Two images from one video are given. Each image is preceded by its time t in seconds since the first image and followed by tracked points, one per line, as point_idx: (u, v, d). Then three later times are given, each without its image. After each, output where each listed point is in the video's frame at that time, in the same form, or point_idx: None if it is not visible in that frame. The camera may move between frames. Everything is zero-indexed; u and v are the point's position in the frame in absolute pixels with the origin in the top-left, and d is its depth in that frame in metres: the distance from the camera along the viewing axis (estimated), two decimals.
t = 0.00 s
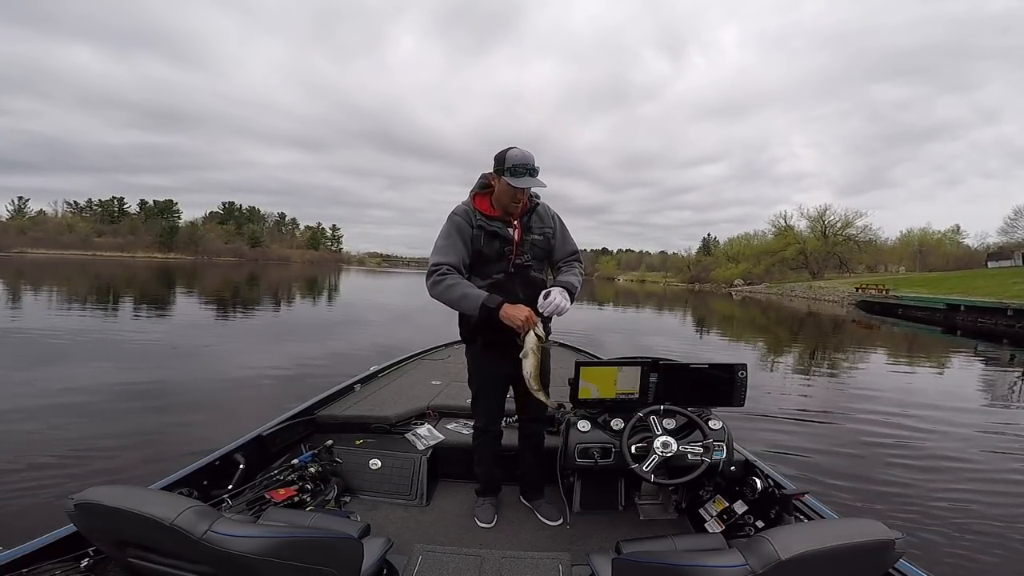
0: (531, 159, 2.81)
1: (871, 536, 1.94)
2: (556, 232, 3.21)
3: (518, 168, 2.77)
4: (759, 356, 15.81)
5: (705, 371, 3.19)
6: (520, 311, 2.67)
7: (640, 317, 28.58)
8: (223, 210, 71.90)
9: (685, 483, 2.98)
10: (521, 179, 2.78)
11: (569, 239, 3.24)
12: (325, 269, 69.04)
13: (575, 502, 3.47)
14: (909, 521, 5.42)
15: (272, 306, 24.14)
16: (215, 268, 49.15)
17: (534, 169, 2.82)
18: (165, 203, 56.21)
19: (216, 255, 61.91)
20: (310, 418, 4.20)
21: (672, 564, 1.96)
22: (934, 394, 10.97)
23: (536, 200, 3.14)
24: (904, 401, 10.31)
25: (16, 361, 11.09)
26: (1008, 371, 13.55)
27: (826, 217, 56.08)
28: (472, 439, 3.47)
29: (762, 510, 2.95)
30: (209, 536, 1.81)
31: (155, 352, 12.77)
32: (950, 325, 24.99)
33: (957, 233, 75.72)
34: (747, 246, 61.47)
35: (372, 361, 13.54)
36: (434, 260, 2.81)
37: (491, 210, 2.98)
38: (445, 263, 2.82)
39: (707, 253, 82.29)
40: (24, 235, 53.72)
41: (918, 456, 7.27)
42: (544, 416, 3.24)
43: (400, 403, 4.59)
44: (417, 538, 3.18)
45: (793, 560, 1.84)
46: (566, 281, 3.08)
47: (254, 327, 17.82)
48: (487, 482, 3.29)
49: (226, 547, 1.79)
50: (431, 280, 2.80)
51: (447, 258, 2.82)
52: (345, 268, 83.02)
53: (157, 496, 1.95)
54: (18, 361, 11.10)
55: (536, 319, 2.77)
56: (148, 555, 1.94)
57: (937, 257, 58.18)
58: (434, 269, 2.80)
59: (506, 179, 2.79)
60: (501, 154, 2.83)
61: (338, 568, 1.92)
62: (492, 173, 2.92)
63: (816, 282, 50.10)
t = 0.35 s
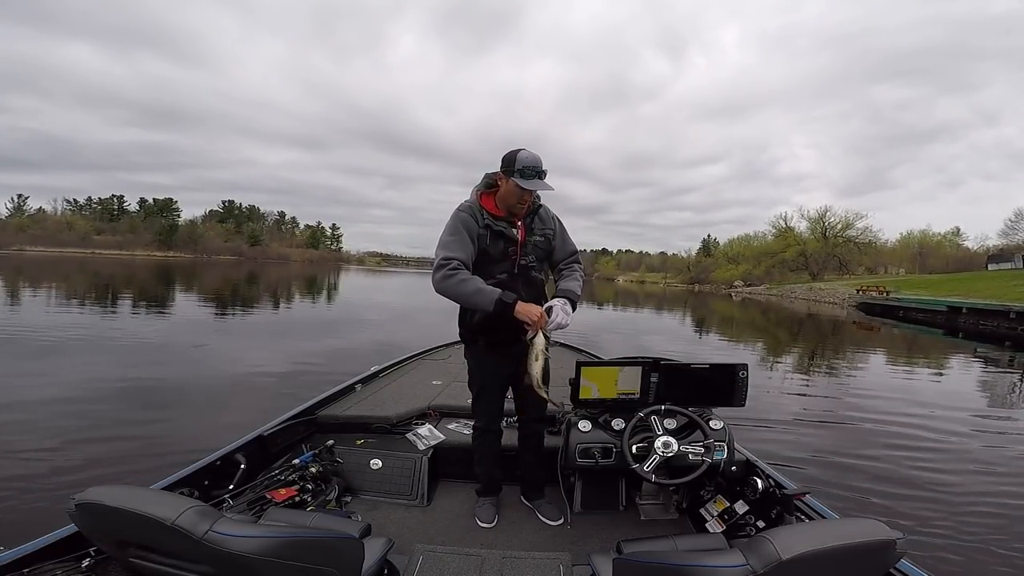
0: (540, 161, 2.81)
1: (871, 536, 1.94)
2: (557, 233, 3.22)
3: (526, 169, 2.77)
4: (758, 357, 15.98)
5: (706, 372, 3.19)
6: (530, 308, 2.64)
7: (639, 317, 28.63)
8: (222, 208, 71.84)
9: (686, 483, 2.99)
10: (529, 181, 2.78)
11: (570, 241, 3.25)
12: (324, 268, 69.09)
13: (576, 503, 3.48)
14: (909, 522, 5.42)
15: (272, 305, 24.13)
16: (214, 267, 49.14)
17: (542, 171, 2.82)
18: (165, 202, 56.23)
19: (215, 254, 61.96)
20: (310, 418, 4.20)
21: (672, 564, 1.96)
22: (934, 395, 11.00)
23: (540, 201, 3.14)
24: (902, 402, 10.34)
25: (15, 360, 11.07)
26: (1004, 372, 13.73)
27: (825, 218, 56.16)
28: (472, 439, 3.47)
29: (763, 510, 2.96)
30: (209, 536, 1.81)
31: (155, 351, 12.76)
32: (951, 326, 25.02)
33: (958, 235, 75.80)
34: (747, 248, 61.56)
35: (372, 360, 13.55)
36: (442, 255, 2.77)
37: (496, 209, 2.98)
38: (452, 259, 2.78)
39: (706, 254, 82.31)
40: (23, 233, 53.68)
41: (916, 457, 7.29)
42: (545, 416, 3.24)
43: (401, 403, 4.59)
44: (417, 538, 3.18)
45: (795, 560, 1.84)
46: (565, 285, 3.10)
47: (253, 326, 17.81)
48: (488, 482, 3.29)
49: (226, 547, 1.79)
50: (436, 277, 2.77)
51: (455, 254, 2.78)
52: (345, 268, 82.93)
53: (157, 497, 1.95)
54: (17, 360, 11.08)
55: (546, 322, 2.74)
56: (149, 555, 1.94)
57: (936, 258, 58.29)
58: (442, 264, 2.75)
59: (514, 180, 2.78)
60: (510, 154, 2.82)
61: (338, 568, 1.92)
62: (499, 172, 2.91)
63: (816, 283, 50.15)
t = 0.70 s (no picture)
0: (540, 161, 2.81)
1: (871, 536, 1.94)
2: (559, 233, 3.23)
3: (526, 169, 2.76)
4: (757, 357, 16.05)
5: (706, 371, 3.19)
6: (530, 305, 2.64)
7: (638, 318, 28.65)
8: (221, 208, 71.75)
9: (686, 483, 2.99)
10: (529, 181, 2.78)
11: (572, 240, 3.26)
12: (324, 268, 69.05)
13: (576, 503, 3.48)
14: (910, 524, 5.42)
15: (271, 305, 24.10)
16: (213, 267, 49.10)
17: (542, 171, 2.82)
18: (163, 202, 56.20)
19: (214, 254, 61.95)
20: (310, 418, 4.19)
21: (672, 565, 1.96)
22: (934, 396, 11.01)
23: (541, 201, 3.15)
24: (902, 403, 10.36)
25: (13, 360, 11.04)
26: (1004, 373, 13.75)
27: (825, 219, 56.23)
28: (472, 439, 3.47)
29: (763, 510, 2.97)
30: (210, 536, 1.81)
31: (154, 351, 12.74)
32: (952, 327, 25.03)
33: (958, 236, 75.92)
34: (747, 248, 61.62)
35: (372, 360, 13.55)
36: (443, 254, 2.76)
37: (498, 209, 2.97)
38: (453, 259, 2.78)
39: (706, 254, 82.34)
40: (22, 233, 53.57)
41: (915, 457, 7.31)
42: (546, 416, 3.24)
43: (402, 403, 4.58)
44: (418, 538, 3.18)
45: (795, 560, 1.84)
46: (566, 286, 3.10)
47: (252, 326, 17.80)
48: (489, 482, 3.29)
49: (227, 547, 1.78)
50: (437, 278, 2.77)
51: (455, 254, 2.78)
52: (344, 267, 82.84)
53: (158, 496, 1.95)
54: (15, 361, 11.05)
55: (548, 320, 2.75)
56: (149, 555, 1.94)
57: (935, 259, 58.39)
58: (442, 264, 2.75)
59: (514, 180, 2.78)
60: (510, 154, 2.82)
61: (339, 568, 1.92)
62: (500, 173, 2.90)
63: (815, 284, 50.21)
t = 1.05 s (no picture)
0: (530, 160, 2.79)
1: (872, 536, 1.94)
2: (558, 230, 3.21)
3: (516, 169, 2.76)
4: (756, 357, 16.04)
5: (707, 371, 3.18)
6: (527, 309, 2.64)
7: (637, 318, 28.68)
8: (219, 208, 71.60)
9: (687, 483, 2.99)
10: (521, 181, 2.77)
11: (573, 236, 3.24)
12: (323, 269, 68.94)
13: (577, 502, 3.47)
14: (911, 524, 5.40)
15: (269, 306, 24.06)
16: (211, 267, 48.96)
17: (533, 170, 2.81)
18: (161, 202, 56.08)
19: (212, 255, 61.85)
20: (311, 418, 4.18)
21: (673, 564, 1.96)
22: (934, 396, 10.98)
23: (538, 198, 3.14)
24: (901, 402, 10.37)
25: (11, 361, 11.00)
26: (1004, 372, 13.72)
27: (823, 219, 56.29)
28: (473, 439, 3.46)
29: (764, 510, 2.97)
30: (211, 536, 1.80)
31: (153, 351, 12.71)
32: (952, 326, 25.05)
33: (956, 235, 76.01)
34: (745, 248, 61.68)
35: (371, 360, 13.53)
36: (439, 262, 2.79)
37: (494, 211, 2.98)
38: (450, 266, 2.81)
39: (704, 254, 82.33)
40: (18, 233, 53.35)
41: (916, 457, 7.31)
42: (548, 416, 3.23)
43: (403, 403, 4.57)
44: (419, 538, 3.17)
45: (796, 560, 1.84)
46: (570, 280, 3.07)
47: (251, 326, 17.76)
48: (490, 482, 3.28)
49: (228, 547, 1.77)
50: (438, 285, 2.80)
51: (451, 261, 2.80)
52: (342, 268, 82.71)
53: (159, 496, 1.93)
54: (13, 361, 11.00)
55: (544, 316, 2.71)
56: (150, 555, 1.93)
57: (933, 258, 58.51)
58: (438, 271, 2.79)
59: (506, 181, 2.77)
60: (499, 155, 2.82)
61: (339, 568, 1.92)
62: (492, 175, 2.90)
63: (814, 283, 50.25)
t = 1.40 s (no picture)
0: (525, 161, 2.78)
1: (874, 536, 1.94)
2: (560, 229, 3.20)
3: (511, 171, 2.75)
4: (755, 356, 16.03)
5: (708, 371, 3.18)
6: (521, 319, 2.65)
7: (636, 317, 28.67)
8: (216, 208, 71.37)
9: (687, 483, 2.98)
10: (516, 183, 2.77)
11: (574, 233, 3.22)
12: (321, 269, 68.77)
13: (578, 502, 3.47)
14: (912, 524, 5.40)
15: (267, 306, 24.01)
16: (209, 267, 48.78)
17: (529, 171, 2.79)
18: (158, 202, 55.94)
19: (209, 255, 61.70)
20: (312, 418, 4.16)
21: (673, 564, 1.96)
22: (934, 395, 10.97)
23: (537, 198, 3.12)
24: (901, 402, 10.38)
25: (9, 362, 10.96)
26: (1004, 372, 13.73)
27: (821, 218, 56.44)
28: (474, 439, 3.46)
29: (764, 510, 2.97)
30: (212, 536, 1.79)
31: (151, 352, 12.67)
32: (952, 326, 25.09)
33: (954, 235, 76.23)
34: (744, 248, 61.79)
35: (370, 360, 13.51)
36: (442, 275, 2.86)
37: (494, 214, 2.98)
38: (451, 276, 2.86)
39: (703, 254, 82.36)
40: (14, 233, 53.09)
41: (916, 456, 7.31)
42: (549, 416, 3.23)
43: (404, 403, 4.56)
44: (419, 539, 3.16)
45: (797, 561, 1.84)
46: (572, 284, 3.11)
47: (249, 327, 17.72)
48: (491, 482, 3.28)
49: (229, 547, 1.76)
50: (443, 296, 2.87)
51: (453, 272, 2.85)
52: (340, 268, 82.51)
53: (160, 496, 1.93)
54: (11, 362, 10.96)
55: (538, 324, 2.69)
56: (151, 555, 1.92)
57: (930, 258, 58.69)
58: (442, 284, 2.87)
59: (503, 184, 2.77)
60: (494, 157, 2.82)
61: (340, 568, 1.91)
62: (489, 177, 2.90)
63: (812, 283, 50.33)
